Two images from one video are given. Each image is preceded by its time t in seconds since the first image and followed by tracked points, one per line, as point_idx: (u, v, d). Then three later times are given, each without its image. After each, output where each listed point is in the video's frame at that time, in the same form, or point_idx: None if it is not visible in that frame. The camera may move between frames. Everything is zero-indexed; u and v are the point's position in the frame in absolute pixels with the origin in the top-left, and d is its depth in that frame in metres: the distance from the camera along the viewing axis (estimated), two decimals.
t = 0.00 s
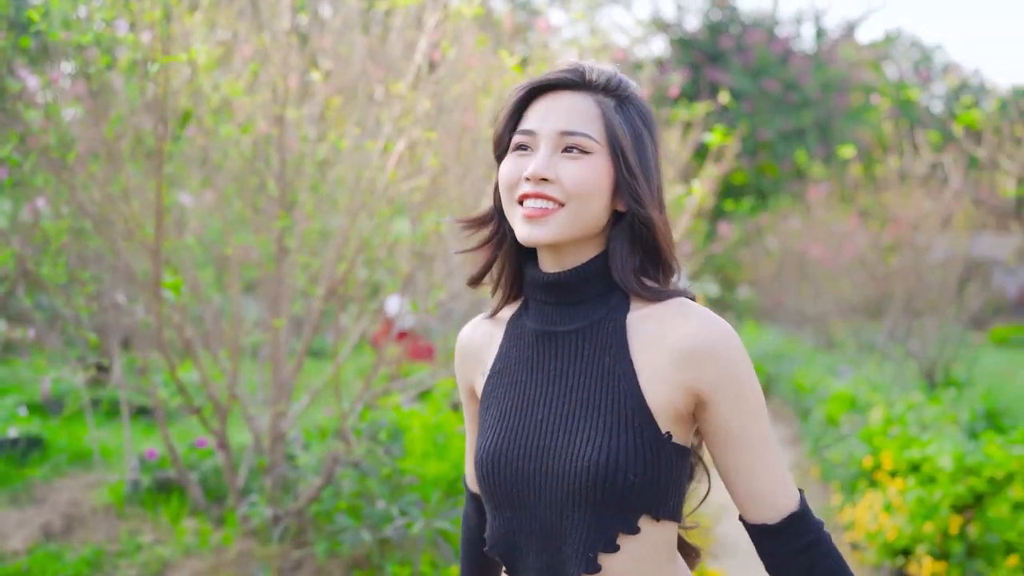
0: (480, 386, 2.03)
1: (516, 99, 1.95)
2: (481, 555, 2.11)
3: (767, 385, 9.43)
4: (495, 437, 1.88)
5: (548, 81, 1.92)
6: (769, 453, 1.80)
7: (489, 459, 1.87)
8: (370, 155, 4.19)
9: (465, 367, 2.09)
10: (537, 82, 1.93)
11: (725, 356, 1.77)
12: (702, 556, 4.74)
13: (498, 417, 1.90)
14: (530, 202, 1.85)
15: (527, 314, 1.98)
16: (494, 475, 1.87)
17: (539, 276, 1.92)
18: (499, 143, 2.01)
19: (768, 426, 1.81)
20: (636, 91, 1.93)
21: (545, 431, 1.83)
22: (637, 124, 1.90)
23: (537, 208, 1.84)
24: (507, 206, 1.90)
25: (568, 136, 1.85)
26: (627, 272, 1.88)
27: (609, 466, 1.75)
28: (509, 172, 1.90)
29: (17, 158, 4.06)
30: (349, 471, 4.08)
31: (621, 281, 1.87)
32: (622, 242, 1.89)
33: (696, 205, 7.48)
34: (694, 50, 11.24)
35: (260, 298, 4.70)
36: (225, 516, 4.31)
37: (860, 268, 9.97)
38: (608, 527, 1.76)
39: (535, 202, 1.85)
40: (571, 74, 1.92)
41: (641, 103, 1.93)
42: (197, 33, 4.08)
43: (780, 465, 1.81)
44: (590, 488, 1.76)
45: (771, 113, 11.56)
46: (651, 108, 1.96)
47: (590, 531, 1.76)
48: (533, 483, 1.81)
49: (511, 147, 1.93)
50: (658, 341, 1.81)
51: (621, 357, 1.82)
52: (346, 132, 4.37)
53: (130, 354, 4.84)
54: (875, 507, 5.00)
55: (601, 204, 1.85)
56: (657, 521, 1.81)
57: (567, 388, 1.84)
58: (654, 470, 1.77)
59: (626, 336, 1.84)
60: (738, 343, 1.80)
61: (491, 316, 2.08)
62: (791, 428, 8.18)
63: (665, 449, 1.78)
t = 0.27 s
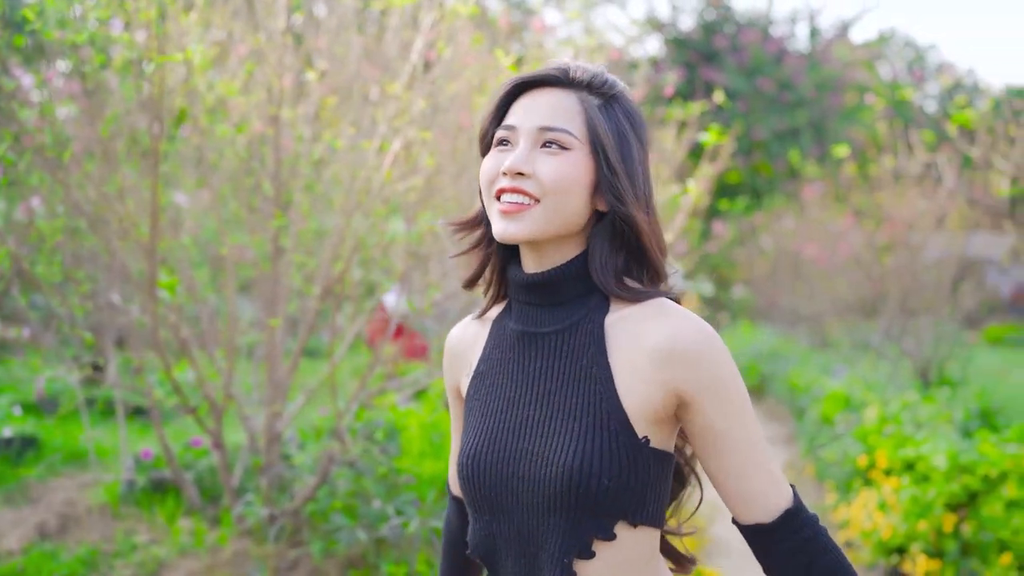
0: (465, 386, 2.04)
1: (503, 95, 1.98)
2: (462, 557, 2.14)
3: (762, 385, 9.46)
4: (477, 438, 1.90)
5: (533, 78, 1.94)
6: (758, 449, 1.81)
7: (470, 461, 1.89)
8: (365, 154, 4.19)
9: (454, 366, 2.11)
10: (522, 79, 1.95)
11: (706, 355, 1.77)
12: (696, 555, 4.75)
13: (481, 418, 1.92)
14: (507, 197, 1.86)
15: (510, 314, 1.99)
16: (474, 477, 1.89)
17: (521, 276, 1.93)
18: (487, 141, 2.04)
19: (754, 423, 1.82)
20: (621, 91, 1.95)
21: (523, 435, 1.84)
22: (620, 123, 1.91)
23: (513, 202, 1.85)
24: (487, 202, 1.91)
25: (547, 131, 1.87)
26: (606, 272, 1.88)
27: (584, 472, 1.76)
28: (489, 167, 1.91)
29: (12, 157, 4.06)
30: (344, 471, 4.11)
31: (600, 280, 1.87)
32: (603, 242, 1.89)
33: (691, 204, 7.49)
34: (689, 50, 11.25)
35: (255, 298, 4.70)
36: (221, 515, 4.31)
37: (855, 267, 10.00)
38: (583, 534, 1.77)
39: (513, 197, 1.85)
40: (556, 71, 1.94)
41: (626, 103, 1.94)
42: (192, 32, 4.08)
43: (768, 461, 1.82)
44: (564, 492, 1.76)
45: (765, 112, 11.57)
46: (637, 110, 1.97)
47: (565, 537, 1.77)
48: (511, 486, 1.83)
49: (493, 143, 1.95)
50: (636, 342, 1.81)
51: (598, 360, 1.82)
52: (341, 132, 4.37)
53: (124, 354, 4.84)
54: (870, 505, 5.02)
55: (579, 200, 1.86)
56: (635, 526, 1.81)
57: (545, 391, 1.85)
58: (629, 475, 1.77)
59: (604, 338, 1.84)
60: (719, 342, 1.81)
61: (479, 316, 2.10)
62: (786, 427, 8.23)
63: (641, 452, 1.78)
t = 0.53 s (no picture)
0: (443, 386, 2.00)
1: (491, 91, 1.97)
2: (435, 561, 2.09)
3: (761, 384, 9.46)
4: (450, 438, 1.86)
5: (519, 73, 1.93)
6: (726, 469, 1.76)
7: (441, 461, 1.85)
8: (364, 154, 4.19)
9: (432, 365, 2.07)
10: (509, 74, 1.94)
11: (679, 366, 1.73)
12: (695, 555, 4.75)
13: (455, 418, 1.88)
14: (487, 190, 1.84)
15: (490, 314, 1.95)
16: (445, 478, 1.84)
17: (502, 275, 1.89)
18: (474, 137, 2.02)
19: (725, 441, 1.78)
20: (608, 89, 1.92)
21: (495, 436, 1.80)
22: (605, 119, 1.88)
23: (492, 196, 1.83)
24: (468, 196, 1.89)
25: (529, 125, 1.84)
26: (586, 271, 1.84)
27: (554, 475, 1.71)
28: (471, 161, 1.89)
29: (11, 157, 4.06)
30: (343, 470, 4.12)
31: (579, 279, 1.83)
32: (583, 240, 1.86)
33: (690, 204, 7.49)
34: (688, 50, 11.25)
35: (254, 297, 4.70)
36: (220, 515, 4.31)
37: (855, 267, 10.02)
38: (550, 539, 1.72)
39: (492, 191, 1.83)
40: (543, 66, 1.93)
41: (613, 100, 1.91)
42: (189, 32, 4.07)
43: (736, 482, 1.77)
44: (532, 496, 1.72)
45: (764, 112, 11.58)
46: (625, 108, 1.94)
47: (533, 542, 1.72)
48: (481, 489, 1.78)
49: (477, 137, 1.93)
50: (609, 348, 1.77)
51: (573, 362, 1.78)
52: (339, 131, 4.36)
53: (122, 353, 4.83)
54: (869, 505, 5.01)
55: (561, 196, 1.83)
56: (604, 534, 1.76)
57: (520, 392, 1.81)
58: (600, 480, 1.72)
59: (580, 340, 1.80)
60: (693, 354, 1.76)
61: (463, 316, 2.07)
62: (784, 427, 8.34)
63: (612, 458, 1.73)
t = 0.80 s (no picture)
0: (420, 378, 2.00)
1: (479, 79, 1.97)
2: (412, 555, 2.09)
3: (761, 384, 9.47)
4: (421, 429, 1.85)
5: (507, 63, 1.93)
6: (665, 487, 1.69)
7: (410, 453, 1.85)
8: (364, 153, 4.19)
9: (413, 357, 2.07)
10: (497, 63, 1.94)
11: (638, 370, 1.68)
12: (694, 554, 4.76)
13: (428, 410, 1.87)
14: (466, 174, 1.83)
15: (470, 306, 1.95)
16: (413, 470, 1.84)
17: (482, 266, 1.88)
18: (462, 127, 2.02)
19: (672, 459, 1.70)
20: (596, 82, 1.91)
21: (462, 430, 1.79)
22: (591, 111, 1.87)
23: (469, 179, 1.82)
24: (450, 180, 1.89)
25: (512, 110, 1.84)
26: (564, 262, 1.82)
27: (515, 471, 1.69)
28: (453, 146, 1.88)
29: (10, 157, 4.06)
30: (343, 470, 4.14)
31: (555, 269, 1.82)
32: (563, 231, 1.84)
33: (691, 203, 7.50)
34: (688, 49, 11.26)
35: (254, 297, 4.70)
36: (220, 515, 4.32)
37: (855, 267, 10.02)
38: (508, 536, 1.70)
39: (471, 175, 1.82)
40: (531, 57, 1.93)
41: (601, 93, 1.91)
42: (189, 32, 4.07)
43: (675, 503, 1.70)
44: (492, 491, 1.70)
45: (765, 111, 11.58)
46: (614, 103, 1.93)
47: (490, 538, 1.70)
48: (446, 482, 1.78)
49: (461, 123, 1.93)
50: (576, 345, 1.74)
51: (542, 358, 1.76)
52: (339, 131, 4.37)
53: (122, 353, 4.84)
54: (869, 504, 5.01)
55: (540, 184, 1.82)
56: (564, 535, 1.74)
57: (489, 386, 1.80)
58: (561, 478, 1.70)
59: (551, 336, 1.78)
60: (656, 363, 1.71)
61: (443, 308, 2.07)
62: (784, 426, 8.42)
63: (573, 457, 1.71)
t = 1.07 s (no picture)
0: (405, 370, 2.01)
1: (479, 70, 1.97)
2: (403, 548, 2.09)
3: (764, 383, 9.48)
4: (396, 421, 1.85)
5: (507, 55, 1.93)
6: (598, 486, 1.62)
7: (383, 442, 1.85)
8: (367, 154, 4.21)
9: (403, 349, 2.07)
10: (497, 55, 1.94)
11: (593, 363, 1.63)
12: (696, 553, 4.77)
13: (405, 402, 1.87)
14: (450, 160, 1.82)
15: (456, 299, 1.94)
16: (386, 460, 1.84)
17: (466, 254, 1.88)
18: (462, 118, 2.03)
19: (614, 460, 1.64)
20: (593, 77, 1.89)
21: (429, 421, 1.78)
22: (584, 104, 1.85)
23: (454, 165, 1.81)
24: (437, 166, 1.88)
25: (502, 99, 1.83)
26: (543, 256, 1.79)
27: (472, 464, 1.67)
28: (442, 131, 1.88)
29: (14, 156, 4.05)
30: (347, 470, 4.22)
31: (535, 261, 1.79)
32: (545, 222, 1.82)
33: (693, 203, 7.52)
34: (691, 49, 11.28)
35: (257, 297, 4.71)
36: (223, 514, 4.34)
37: (858, 267, 10.03)
38: (462, 530, 1.68)
39: (453, 160, 1.82)
40: (530, 50, 1.92)
41: (596, 89, 1.89)
42: (193, 32, 4.08)
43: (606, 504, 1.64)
44: (448, 485, 1.68)
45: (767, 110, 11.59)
46: (612, 99, 1.91)
47: (446, 531, 1.69)
48: (413, 474, 1.77)
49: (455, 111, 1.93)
50: (541, 332, 1.70)
51: (508, 351, 1.74)
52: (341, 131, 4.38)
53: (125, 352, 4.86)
54: (871, 505, 5.01)
55: (521, 173, 1.80)
56: (519, 535, 1.71)
57: (459, 378, 1.78)
58: (516, 474, 1.68)
59: (521, 327, 1.74)
60: (615, 361, 1.65)
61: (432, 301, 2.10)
62: (786, 425, 8.44)
63: (528, 452, 1.69)
